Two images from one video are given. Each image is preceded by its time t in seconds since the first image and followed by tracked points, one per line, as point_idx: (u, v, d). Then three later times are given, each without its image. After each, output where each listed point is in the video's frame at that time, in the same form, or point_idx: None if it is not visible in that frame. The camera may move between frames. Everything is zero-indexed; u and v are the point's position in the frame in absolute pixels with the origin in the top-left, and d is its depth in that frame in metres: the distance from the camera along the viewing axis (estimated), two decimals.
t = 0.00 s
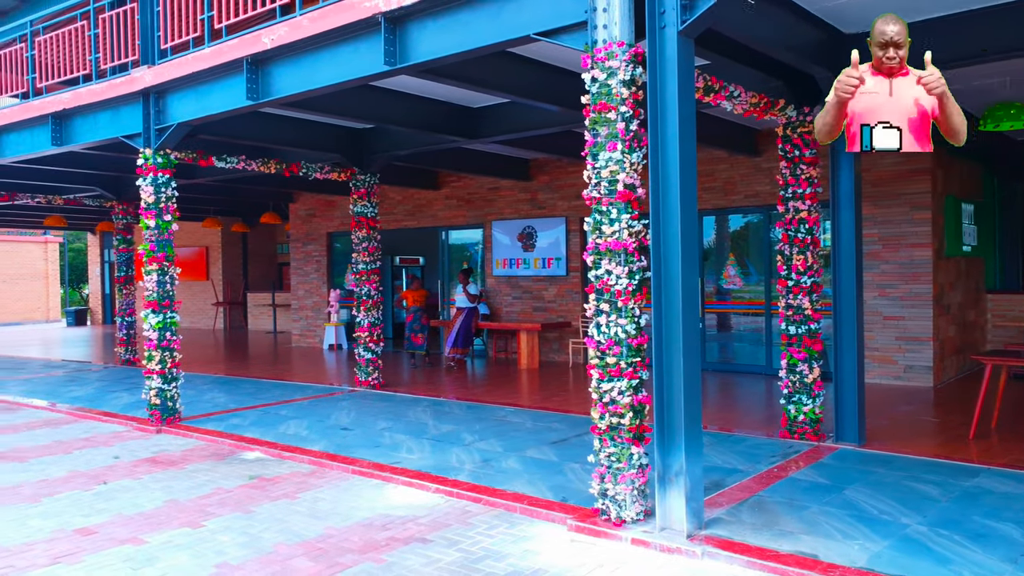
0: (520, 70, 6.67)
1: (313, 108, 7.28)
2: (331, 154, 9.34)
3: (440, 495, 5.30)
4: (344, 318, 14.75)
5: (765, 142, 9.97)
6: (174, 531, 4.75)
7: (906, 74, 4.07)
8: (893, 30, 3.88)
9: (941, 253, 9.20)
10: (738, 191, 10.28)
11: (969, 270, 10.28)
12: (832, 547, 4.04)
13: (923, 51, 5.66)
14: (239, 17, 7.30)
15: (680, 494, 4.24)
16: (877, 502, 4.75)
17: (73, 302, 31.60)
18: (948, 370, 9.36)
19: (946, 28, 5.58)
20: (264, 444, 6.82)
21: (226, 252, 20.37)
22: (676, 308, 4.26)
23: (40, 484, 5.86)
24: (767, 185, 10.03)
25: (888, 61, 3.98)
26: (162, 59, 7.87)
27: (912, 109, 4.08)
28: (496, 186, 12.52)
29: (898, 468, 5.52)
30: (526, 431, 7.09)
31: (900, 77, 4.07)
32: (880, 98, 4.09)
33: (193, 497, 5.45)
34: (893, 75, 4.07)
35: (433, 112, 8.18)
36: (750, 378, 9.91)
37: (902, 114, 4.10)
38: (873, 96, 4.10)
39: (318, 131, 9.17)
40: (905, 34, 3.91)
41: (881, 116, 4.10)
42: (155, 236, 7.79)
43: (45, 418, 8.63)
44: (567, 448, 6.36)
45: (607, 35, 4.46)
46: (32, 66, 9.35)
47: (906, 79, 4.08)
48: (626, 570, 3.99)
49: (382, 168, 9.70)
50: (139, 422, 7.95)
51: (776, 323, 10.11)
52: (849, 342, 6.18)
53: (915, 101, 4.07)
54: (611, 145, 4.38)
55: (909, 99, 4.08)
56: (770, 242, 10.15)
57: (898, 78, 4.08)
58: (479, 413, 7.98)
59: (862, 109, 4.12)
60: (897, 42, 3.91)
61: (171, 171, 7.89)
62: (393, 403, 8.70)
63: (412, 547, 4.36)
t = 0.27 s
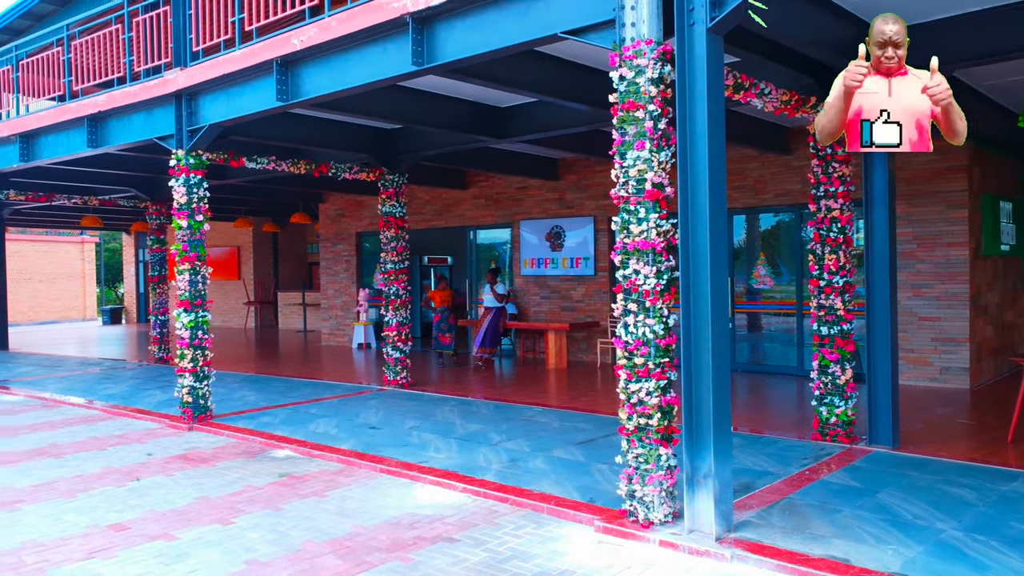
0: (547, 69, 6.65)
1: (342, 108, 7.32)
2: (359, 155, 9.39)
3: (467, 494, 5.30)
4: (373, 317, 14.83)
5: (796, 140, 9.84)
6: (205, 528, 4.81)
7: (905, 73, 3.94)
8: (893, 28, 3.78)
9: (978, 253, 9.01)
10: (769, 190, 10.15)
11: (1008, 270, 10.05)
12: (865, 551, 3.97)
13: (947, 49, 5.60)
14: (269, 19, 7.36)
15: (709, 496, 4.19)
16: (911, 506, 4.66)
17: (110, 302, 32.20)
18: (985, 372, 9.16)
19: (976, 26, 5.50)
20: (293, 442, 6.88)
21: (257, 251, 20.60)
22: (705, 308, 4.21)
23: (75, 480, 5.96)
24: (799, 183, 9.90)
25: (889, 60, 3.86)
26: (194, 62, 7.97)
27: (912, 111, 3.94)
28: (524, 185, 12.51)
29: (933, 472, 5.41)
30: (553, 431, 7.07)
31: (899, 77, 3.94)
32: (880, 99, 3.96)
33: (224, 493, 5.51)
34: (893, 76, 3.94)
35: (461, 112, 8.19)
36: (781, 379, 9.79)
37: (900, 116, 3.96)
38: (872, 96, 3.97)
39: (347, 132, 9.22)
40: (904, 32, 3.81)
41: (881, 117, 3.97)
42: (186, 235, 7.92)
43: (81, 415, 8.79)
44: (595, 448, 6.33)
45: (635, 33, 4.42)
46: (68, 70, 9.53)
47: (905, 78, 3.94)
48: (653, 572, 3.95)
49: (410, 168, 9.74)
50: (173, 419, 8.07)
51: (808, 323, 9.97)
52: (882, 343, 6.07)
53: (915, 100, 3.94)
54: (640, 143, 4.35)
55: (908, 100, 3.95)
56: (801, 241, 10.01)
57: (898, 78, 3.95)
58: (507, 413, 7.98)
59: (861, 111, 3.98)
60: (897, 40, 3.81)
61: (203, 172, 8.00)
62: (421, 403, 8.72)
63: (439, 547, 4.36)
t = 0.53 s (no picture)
0: (577, 68, 6.63)
1: (372, 109, 7.36)
2: (389, 155, 9.44)
3: (497, 494, 5.31)
4: (402, 317, 14.90)
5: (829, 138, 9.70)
6: (238, 524, 4.86)
7: (904, 72, 3.94)
8: (892, 27, 3.78)
9: (1017, 252, 8.82)
10: (801, 188, 10.03)
11: None
12: (901, 556, 3.91)
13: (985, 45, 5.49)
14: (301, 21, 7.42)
15: (740, 498, 4.15)
16: (948, 511, 4.58)
17: (144, 301, 32.74)
18: None
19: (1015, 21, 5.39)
20: (324, 440, 6.94)
21: (287, 251, 20.82)
22: (737, 309, 4.17)
23: (112, 476, 6.07)
24: (832, 181, 9.76)
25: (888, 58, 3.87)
26: (227, 64, 8.06)
27: (913, 112, 3.93)
28: (552, 185, 12.50)
29: (971, 475, 5.30)
30: (582, 431, 7.05)
31: (899, 77, 3.93)
32: (880, 99, 3.94)
33: (256, 491, 5.57)
34: (892, 75, 3.94)
35: (490, 112, 8.20)
36: (813, 380, 9.67)
37: (900, 115, 3.95)
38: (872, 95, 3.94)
39: (376, 132, 9.28)
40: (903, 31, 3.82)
41: (882, 116, 3.95)
42: (219, 235, 8.00)
43: (117, 412, 8.94)
44: (625, 449, 6.31)
45: (665, 30, 4.38)
46: (105, 73, 9.70)
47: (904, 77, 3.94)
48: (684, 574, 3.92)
49: (439, 168, 9.78)
50: (205, 417, 8.18)
51: (841, 323, 9.83)
52: (918, 345, 5.97)
53: (915, 100, 3.92)
54: (670, 142, 4.32)
55: (907, 99, 3.94)
56: (834, 241, 9.87)
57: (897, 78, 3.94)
58: (535, 413, 7.97)
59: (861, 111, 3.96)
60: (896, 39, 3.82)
61: (235, 173, 8.09)
62: (450, 402, 8.75)
63: (469, 546, 4.37)
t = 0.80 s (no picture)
0: (606, 68, 6.60)
1: (400, 110, 7.40)
2: (418, 155, 9.47)
3: (525, 495, 5.30)
4: (431, 317, 14.96)
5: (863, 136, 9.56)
6: (269, 523, 4.91)
7: (904, 72, 3.73)
8: (894, 25, 3.57)
9: None
10: (833, 187, 9.90)
11: None
12: (936, 562, 3.83)
13: None
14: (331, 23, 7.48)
15: (771, 502, 4.10)
16: (985, 516, 4.48)
17: (178, 300, 33.25)
18: None
19: None
20: (353, 440, 6.99)
21: (318, 251, 21.00)
22: (768, 310, 4.12)
23: (146, 474, 6.16)
24: (865, 180, 9.60)
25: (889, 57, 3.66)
26: (258, 66, 8.15)
27: (914, 111, 3.72)
28: (581, 185, 12.47)
29: (1009, 480, 5.19)
30: (610, 432, 7.02)
31: (899, 77, 3.73)
32: (879, 98, 3.73)
33: (287, 489, 5.63)
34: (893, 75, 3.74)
35: (518, 112, 8.20)
36: (846, 382, 9.53)
37: (900, 116, 3.74)
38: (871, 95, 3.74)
39: (405, 133, 9.33)
40: (905, 30, 3.61)
41: (882, 118, 3.74)
42: (251, 236, 8.11)
43: (151, 410, 9.09)
44: (654, 450, 6.27)
45: (695, 30, 4.34)
46: (140, 76, 9.85)
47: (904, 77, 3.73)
48: None
49: (467, 168, 9.80)
50: (237, 415, 8.28)
51: (874, 325, 9.68)
52: (954, 347, 5.85)
53: (916, 101, 3.71)
54: (699, 142, 4.28)
55: (907, 99, 3.73)
56: (868, 240, 9.72)
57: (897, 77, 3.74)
58: (563, 413, 7.96)
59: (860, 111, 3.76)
60: (898, 38, 3.60)
61: (266, 174, 8.18)
62: (478, 402, 8.77)
63: (497, 547, 4.37)
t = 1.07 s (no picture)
0: (634, 67, 6.58)
1: (428, 111, 7.43)
2: (446, 156, 9.51)
3: (553, 495, 5.30)
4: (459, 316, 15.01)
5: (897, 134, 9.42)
6: (299, 520, 4.97)
7: (906, 71, 3.51)
8: (895, 24, 3.40)
9: None
10: (866, 185, 9.75)
11: None
12: (972, 568, 3.77)
13: None
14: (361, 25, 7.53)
15: (802, 505, 4.06)
16: None
17: (211, 299, 33.70)
18: None
19: None
20: (383, 439, 7.04)
21: (347, 251, 21.17)
22: (799, 311, 4.08)
23: (180, 470, 6.27)
24: (899, 178, 9.46)
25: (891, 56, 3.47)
26: (288, 69, 8.23)
27: (915, 111, 3.49)
28: (609, 184, 12.43)
29: None
30: (639, 433, 7.00)
31: (900, 76, 3.50)
32: (879, 98, 3.51)
33: (317, 487, 5.69)
34: (894, 75, 3.52)
35: (546, 112, 8.19)
36: (879, 383, 9.39)
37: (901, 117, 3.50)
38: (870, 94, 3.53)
39: (434, 133, 9.36)
40: (907, 28, 3.43)
41: (883, 119, 3.52)
42: (282, 236, 8.20)
43: (184, 408, 9.23)
44: (683, 452, 6.23)
45: (725, 28, 4.31)
46: (173, 79, 10.00)
47: (906, 76, 3.51)
48: None
49: (495, 168, 9.82)
50: (269, 414, 8.38)
51: (909, 325, 9.53)
52: (991, 349, 5.74)
53: (917, 101, 3.48)
54: (729, 142, 4.26)
55: (909, 99, 3.49)
56: (901, 240, 9.57)
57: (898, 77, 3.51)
58: (592, 413, 7.94)
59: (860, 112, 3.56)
60: (899, 37, 3.41)
61: (297, 175, 8.27)
62: (506, 402, 8.79)
63: (525, 547, 4.38)
